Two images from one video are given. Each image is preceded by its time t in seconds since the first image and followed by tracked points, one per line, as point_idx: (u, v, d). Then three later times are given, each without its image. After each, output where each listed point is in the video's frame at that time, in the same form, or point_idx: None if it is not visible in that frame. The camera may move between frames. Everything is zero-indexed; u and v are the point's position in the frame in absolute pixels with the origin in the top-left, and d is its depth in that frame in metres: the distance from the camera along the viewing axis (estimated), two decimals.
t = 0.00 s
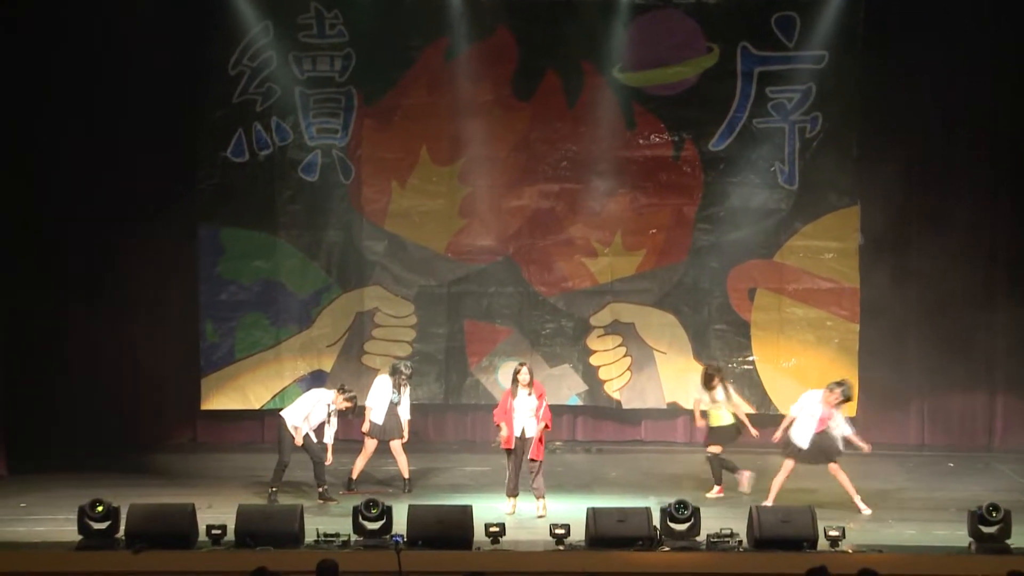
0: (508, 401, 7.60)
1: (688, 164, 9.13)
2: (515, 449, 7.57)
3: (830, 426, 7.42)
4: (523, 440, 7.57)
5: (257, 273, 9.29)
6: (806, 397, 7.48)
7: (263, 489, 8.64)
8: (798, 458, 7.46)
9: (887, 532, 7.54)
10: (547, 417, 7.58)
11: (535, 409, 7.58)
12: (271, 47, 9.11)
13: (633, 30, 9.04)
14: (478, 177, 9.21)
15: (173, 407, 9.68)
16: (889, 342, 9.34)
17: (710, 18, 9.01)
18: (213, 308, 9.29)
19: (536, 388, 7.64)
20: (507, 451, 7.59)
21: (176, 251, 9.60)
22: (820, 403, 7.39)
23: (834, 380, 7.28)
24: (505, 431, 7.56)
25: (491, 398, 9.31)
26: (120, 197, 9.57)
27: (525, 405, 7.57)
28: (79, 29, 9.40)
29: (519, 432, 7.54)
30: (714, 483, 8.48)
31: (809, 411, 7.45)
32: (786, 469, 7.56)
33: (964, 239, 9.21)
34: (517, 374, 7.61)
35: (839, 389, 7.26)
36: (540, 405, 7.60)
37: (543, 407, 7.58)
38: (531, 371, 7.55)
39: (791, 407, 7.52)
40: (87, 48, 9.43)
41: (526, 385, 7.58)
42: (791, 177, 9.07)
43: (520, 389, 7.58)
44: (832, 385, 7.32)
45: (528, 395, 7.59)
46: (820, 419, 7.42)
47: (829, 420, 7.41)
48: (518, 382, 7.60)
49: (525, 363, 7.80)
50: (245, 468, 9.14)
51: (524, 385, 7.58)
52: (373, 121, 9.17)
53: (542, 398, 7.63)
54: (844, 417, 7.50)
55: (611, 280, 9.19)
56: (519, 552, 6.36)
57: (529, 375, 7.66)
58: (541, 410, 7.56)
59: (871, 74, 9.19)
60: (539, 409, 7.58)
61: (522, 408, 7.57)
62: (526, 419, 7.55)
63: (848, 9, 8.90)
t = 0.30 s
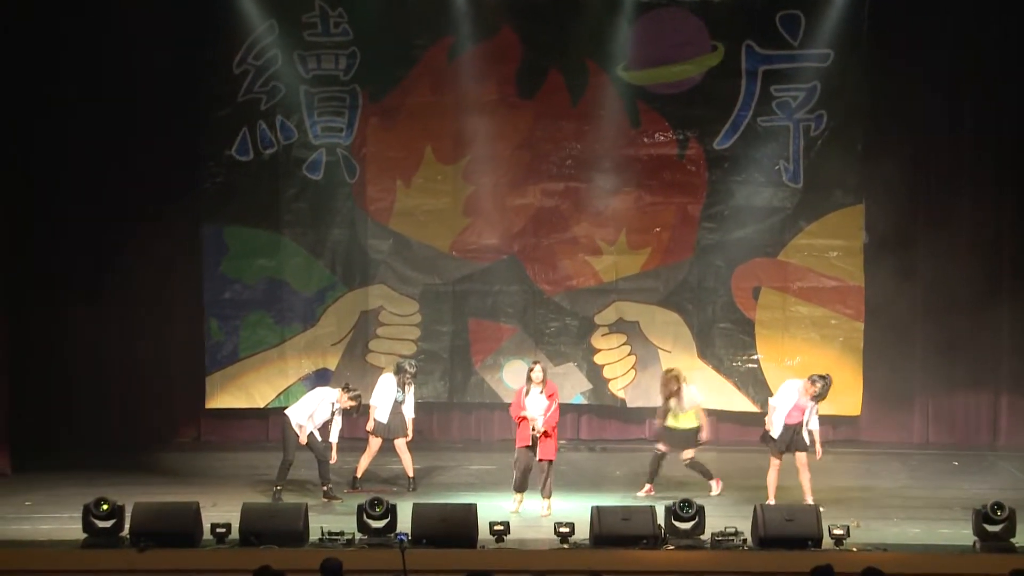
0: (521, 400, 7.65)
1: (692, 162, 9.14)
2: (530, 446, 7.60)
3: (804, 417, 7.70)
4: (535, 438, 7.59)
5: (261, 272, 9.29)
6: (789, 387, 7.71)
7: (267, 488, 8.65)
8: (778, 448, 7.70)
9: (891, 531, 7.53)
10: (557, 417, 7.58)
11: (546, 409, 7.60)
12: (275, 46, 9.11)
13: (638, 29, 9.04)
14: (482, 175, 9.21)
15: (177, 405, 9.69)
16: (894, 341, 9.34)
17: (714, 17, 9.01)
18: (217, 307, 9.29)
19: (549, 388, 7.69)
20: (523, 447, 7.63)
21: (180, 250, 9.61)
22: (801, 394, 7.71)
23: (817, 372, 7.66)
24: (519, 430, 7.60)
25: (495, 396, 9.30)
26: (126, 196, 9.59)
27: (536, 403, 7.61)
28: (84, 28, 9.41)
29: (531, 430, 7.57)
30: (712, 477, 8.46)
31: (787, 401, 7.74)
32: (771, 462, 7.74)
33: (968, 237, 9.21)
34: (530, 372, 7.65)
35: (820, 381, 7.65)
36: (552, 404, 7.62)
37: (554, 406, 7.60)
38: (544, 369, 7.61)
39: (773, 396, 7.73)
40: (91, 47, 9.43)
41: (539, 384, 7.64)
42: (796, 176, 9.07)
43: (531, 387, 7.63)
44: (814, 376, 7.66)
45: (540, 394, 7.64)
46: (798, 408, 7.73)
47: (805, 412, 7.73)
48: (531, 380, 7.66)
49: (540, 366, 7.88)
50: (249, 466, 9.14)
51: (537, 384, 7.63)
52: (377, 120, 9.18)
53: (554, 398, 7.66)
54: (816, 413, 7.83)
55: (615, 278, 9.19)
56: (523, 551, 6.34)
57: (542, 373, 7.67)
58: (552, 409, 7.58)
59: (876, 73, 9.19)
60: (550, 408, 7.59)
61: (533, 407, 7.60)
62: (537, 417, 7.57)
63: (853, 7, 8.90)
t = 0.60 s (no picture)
0: (525, 398, 7.64)
1: (695, 160, 9.14)
2: (532, 444, 7.58)
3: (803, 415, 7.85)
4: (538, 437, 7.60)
5: (264, 270, 9.30)
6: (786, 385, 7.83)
7: (271, 486, 8.65)
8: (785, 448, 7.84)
9: (895, 529, 7.53)
10: (561, 415, 7.58)
11: (550, 407, 7.61)
12: (279, 44, 9.11)
13: (641, 27, 9.04)
14: (485, 174, 9.22)
15: (181, 403, 9.69)
16: (898, 339, 9.34)
17: (718, 15, 9.00)
18: (220, 305, 9.29)
19: (552, 385, 7.71)
20: (523, 446, 7.59)
21: (184, 248, 9.61)
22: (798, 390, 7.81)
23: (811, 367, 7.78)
24: (523, 428, 7.58)
25: (498, 394, 9.31)
26: (128, 195, 9.59)
27: (540, 402, 7.62)
28: (87, 26, 9.42)
29: (535, 428, 7.58)
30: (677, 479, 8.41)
31: (786, 399, 7.84)
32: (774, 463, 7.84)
33: (972, 236, 9.21)
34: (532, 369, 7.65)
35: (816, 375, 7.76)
36: (556, 401, 7.63)
37: (558, 403, 7.61)
38: (547, 366, 7.60)
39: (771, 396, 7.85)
40: (95, 45, 9.44)
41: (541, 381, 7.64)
42: (799, 174, 9.07)
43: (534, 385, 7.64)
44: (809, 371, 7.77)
45: (544, 392, 7.65)
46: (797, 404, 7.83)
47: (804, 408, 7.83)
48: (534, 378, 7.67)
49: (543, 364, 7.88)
50: (252, 464, 9.15)
51: (540, 382, 7.64)
52: (381, 118, 9.19)
53: (557, 395, 7.66)
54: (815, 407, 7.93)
55: (619, 276, 9.19)
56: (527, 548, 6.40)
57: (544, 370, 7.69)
58: (555, 406, 7.59)
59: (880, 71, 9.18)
60: (554, 405, 7.61)
61: (537, 405, 7.62)
62: (541, 415, 7.58)
63: (857, 6, 8.89)
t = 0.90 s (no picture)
0: (521, 397, 7.62)
1: (698, 158, 9.14)
2: (529, 442, 7.59)
3: (809, 412, 7.95)
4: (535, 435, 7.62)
5: (267, 267, 9.30)
6: (788, 382, 7.92)
7: (274, 484, 8.66)
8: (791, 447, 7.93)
9: (896, 526, 7.53)
10: (558, 413, 7.58)
11: (546, 405, 7.60)
12: (282, 41, 9.13)
13: (644, 25, 9.04)
14: (488, 171, 9.22)
15: (183, 401, 9.69)
16: (901, 336, 9.34)
17: (720, 12, 9.00)
18: (223, 302, 9.29)
19: (547, 383, 7.68)
20: (520, 443, 7.60)
21: (187, 246, 9.62)
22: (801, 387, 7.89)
23: (813, 363, 7.88)
24: (518, 427, 7.57)
25: (501, 392, 9.31)
26: (132, 194, 9.60)
27: (536, 400, 7.60)
28: (89, 24, 9.43)
29: (532, 426, 7.58)
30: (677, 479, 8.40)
31: (790, 397, 7.90)
32: (778, 460, 7.92)
33: (975, 233, 9.21)
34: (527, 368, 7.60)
35: (817, 370, 7.86)
36: (552, 399, 7.61)
37: (554, 401, 7.59)
38: (542, 366, 7.55)
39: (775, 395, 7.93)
40: (98, 43, 9.46)
41: (537, 380, 7.61)
42: (802, 171, 9.07)
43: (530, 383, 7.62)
44: (811, 367, 7.86)
45: (540, 390, 7.63)
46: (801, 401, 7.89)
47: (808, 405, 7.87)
48: (530, 376, 7.63)
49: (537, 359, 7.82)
50: (256, 461, 9.15)
51: (536, 380, 7.61)
52: (383, 116, 9.19)
53: (553, 393, 7.64)
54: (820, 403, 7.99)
55: (622, 274, 9.19)
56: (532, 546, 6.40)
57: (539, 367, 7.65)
58: (552, 404, 7.58)
59: (882, 69, 9.18)
60: (550, 404, 7.59)
61: (534, 404, 7.60)
62: (537, 414, 7.57)
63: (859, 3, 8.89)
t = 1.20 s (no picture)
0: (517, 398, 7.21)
1: (708, 148, 8.73)
2: (527, 445, 7.16)
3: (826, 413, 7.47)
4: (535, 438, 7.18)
5: (257, 262, 8.88)
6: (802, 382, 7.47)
7: (263, 489, 8.24)
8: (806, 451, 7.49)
9: (918, 534, 7.11)
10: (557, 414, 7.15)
11: (543, 406, 7.18)
12: (273, 26, 8.75)
13: (652, 8, 8.65)
14: (489, 162, 8.80)
15: (170, 402, 9.27)
16: (920, 335, 8.92)
17: None
18: (211, 298, 8.88)
19: (543, 382, 7.27)
20: (518, 447, 7.19)
21: (174, 241, 9.21)
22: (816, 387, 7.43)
23: (828, 362, 7.42)
24: (516, 430, 7.18)
25: (502, 392, 8.88)
26: (118, 186, 9.20)
27: (533, 402, 7.18)
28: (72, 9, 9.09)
29: (529, 428, 7.17)
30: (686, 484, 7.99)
31: (804, 399, 7.46)
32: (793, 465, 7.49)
33: (997, 228, 8.81)
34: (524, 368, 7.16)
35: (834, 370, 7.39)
36: (550, 399, 7.19)
37: (552, 401, 7.17)
38: (537, 365, 7.14)
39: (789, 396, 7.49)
40: (81, 29, 9.10)
41: (532, 380, 7.20)
42: (817, 162, 8.65)
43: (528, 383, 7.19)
44: (826, 366, 7.40)
45: (535, 391, 7.21)
46: (816, 403, 7.43)
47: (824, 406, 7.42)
48: (525, 377, 7.22)
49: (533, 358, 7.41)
50: (244, 465, 8.72)
51: (531, 380, 7.20)
52: (379, 103, 8.78)
53: (551, 392, 7.23)
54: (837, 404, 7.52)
55: (628, 269, 8.78)
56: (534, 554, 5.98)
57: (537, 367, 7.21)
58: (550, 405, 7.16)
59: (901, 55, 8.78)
60: (548, 404, 7.17)
61: (530, 405, 7.18)
62: (534, 416, 7.16)
63: None
